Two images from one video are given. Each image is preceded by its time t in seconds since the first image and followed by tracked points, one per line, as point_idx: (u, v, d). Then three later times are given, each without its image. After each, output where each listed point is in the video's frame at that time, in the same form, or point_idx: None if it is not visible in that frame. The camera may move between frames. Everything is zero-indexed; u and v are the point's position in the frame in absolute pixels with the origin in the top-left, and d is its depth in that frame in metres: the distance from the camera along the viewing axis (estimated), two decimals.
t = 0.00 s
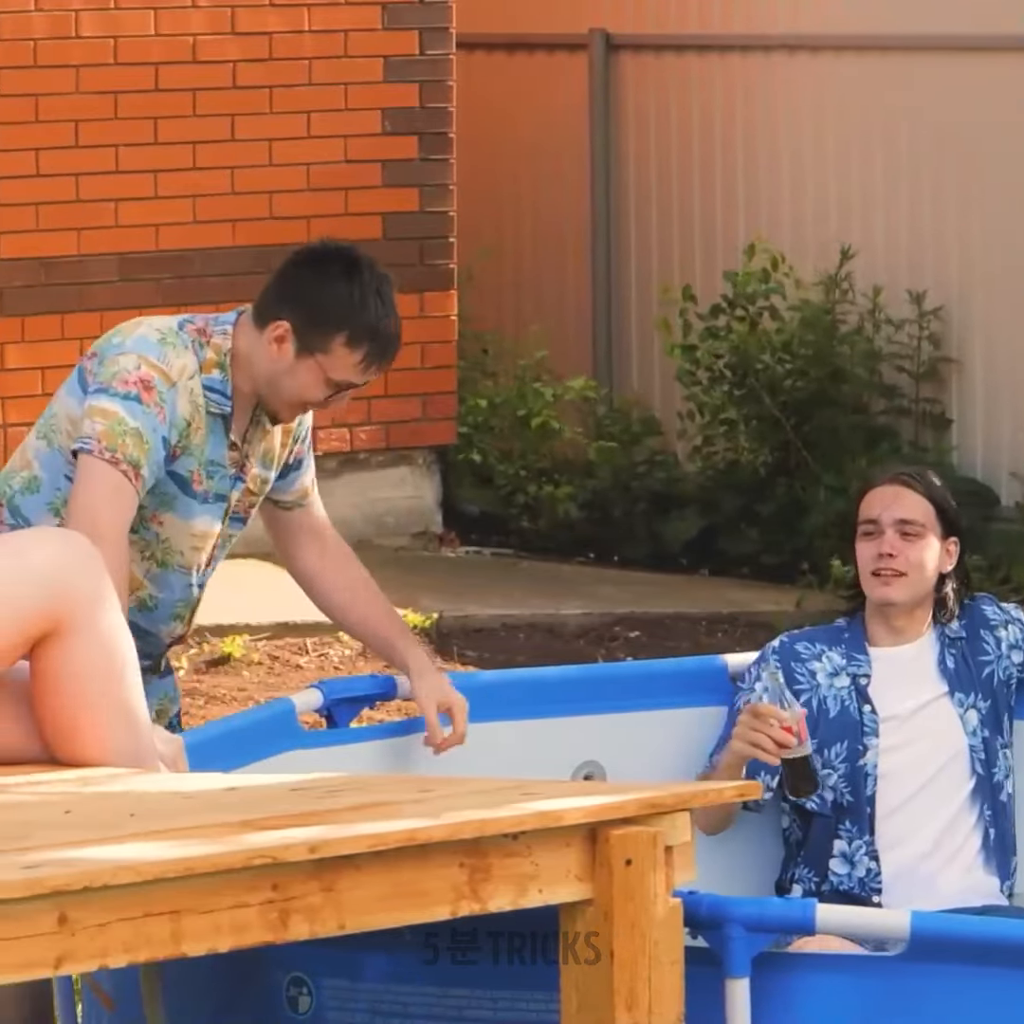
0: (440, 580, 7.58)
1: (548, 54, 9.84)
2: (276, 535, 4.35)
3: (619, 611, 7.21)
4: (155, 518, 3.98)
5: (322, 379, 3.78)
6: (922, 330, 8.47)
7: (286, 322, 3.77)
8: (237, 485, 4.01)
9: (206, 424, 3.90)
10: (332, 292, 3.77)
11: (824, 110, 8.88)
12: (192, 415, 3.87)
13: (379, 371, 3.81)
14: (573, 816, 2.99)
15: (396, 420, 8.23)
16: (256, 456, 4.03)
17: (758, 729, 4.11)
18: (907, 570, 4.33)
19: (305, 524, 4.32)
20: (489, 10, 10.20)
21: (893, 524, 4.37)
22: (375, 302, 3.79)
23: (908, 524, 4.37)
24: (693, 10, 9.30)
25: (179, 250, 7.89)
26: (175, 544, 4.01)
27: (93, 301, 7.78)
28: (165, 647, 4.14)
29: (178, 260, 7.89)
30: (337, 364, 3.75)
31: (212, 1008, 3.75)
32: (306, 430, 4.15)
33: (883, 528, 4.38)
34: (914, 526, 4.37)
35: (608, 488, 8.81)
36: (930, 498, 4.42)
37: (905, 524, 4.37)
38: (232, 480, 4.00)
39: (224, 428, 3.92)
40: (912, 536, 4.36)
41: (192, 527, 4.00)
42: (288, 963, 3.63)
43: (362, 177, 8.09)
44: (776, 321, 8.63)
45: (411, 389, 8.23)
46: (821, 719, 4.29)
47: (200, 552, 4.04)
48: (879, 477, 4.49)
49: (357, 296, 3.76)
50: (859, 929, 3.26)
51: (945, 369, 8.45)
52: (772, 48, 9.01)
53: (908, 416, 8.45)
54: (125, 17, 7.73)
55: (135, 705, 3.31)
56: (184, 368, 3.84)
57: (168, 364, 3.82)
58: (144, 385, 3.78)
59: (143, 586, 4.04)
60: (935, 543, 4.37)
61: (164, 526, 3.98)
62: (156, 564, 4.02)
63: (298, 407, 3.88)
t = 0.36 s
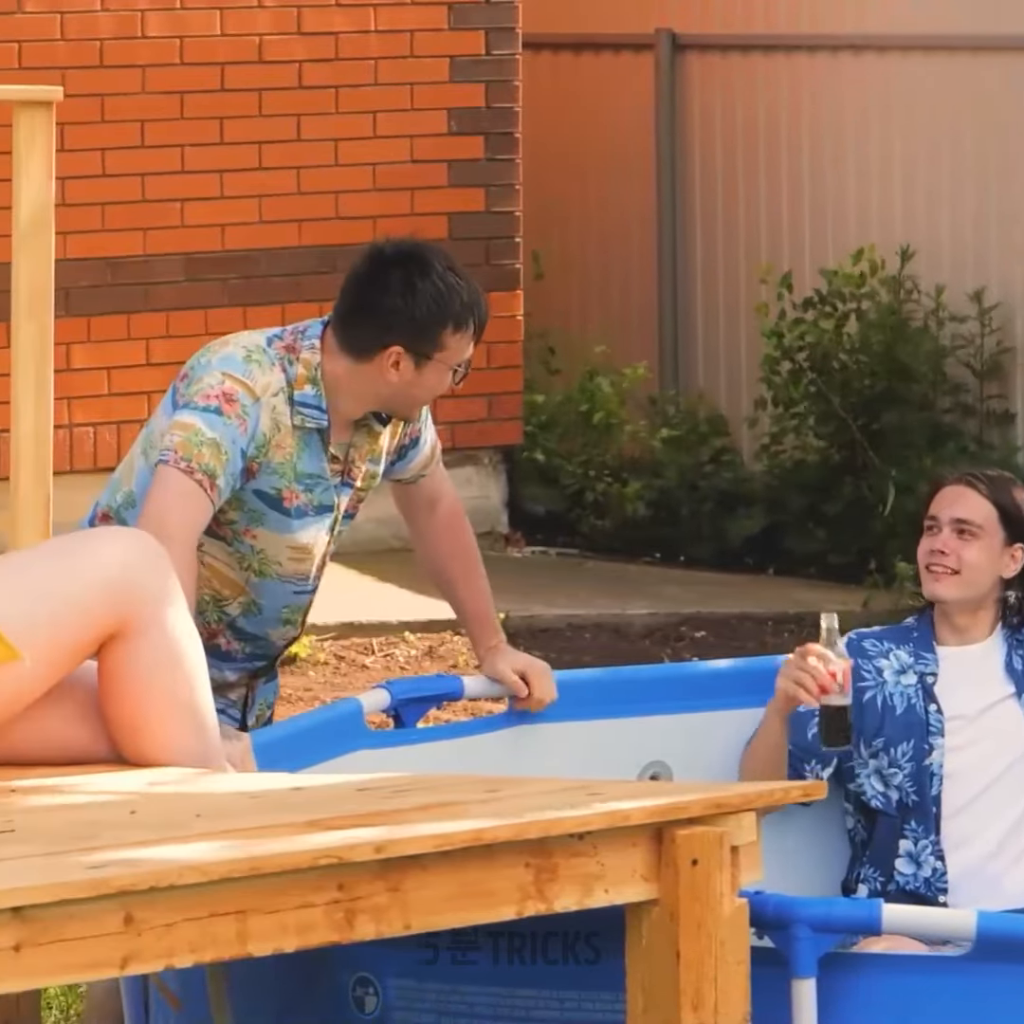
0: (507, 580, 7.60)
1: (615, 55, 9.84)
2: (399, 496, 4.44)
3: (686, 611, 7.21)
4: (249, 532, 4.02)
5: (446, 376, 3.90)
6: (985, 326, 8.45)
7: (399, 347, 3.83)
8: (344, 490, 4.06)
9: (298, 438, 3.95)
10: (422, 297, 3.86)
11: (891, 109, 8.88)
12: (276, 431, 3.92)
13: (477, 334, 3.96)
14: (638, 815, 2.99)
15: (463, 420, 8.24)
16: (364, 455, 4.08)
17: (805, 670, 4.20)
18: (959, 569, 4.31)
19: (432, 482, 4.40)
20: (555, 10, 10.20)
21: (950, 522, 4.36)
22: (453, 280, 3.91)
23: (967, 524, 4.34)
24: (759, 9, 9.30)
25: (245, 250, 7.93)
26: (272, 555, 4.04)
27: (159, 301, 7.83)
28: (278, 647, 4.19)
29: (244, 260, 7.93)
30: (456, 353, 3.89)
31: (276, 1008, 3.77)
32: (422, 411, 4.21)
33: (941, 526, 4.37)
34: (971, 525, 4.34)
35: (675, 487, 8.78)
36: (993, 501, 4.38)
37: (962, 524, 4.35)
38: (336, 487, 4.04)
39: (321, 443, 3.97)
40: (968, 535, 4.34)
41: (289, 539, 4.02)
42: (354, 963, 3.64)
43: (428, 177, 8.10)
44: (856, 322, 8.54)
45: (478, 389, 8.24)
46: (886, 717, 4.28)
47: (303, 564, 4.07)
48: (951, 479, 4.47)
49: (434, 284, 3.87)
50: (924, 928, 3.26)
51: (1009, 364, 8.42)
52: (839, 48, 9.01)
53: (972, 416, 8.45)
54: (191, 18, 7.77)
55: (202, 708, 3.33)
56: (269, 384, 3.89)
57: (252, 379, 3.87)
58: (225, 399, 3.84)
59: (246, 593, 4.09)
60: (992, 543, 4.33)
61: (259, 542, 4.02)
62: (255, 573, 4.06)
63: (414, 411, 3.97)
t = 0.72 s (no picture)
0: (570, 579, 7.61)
1: (679, 54, 9.84)
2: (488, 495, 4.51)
3: (750, 611, 7.21)
4: (310, 520, 4.03)
5: (499, 356, 3.91)
6: None
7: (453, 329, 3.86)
8: (410, 475, 4.08)
9: (360, 423, 3.98)
10: (474, 279, 3.88)
11: (955, 109, 8.98)
12: (338, 416, 3.95)
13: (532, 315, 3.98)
14: (701, 815, 3.00)
15: (526, 420, 8.26)
16: (431, 438, 4.10)
17: (908, 751, 4.16)
18: (1004, 564, 4.30)
19: (514, 472, 4.44)
20: (619, 9, 10.18)
21: (992, 520, 4.34)
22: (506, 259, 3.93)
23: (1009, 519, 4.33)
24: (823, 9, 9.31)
25: (308, 250, 7.96)
26: (336, 542, 4.05)
27: (223, 301, 7.88)
28: (347, 640, 4.19)
29: (308, 260, 7.96)
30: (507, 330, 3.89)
31: (341, 1008, 3.79)
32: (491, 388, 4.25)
33: (984, 524, 4.36)
34: (1012, 520, 4.32)
35: (737, 487, 8.76)
36: None
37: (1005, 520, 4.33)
38: (400, 473, 4.07)
39: (384, 428, 4.01)
40: (1011, 530, 4.32)
41: (354, 525, 4.04)
42: (417, 963, 3.64)
43: (492, 177, 8.12)
44: (900, 321, 8.59)
45: (541, 389, 8.25)
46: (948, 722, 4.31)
47: (369, 551, 4.08)
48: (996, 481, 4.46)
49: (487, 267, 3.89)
50: (989, 929, 3.27)
51: None
52: (902, 48, 9.08)
53: None
54: (255, 18, 7.80)
55: (267, 709, 3.34)
56: (329, 370, 3.92)
57: (313, 366, 3.90)
58: (288, 388, 3.86)
59: (310, 585, 4.09)
60: None
61: (319, 528, 4.03)
62: (319, 561, 4.06)
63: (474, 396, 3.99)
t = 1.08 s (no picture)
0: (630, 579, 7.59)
1: (740, 55, 9.82)
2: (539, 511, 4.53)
3: (810, 611, 7.18)
4: (370, 523, 4.03)
5: (548, 354, 3.93)
6: None
7: (505, 322, 3.88)
8: (470, 481, 4.06)
9: (420, 424, 3.97)
10: (527, 275, 3.93)
11: (1017, 109, 8.94)
12: (398, 417, 3.94)
13: (584, 318, 4.02)
14: (763, 815, 2.98)
15: (587, 420, 8.25)
16: (488, 442, 4.09)
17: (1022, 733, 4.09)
18: None
19: (563, 480, 4.46)
20: (678, 10, 10.15)
21: None
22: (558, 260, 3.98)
23: None
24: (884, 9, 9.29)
25: (368, 250, 7.97)
26: (395, 544, 4.05)
27: (284, 301, 7.89)
28: (403, 645, 4.19)
29: (368, 260, 7.97)
30: (557, 328, 3.93)
31: (402, 1008, 3.77)
32: (545, 391, 4.24)
33: None
34: None
35: (797, 487, 8.81)
36: None
37: None
38: (461, 477, 4.05)
39: (443, 428, 4.00)
40: None
41: (411, 529, 4.04)
42: (478, 962, 3.65)
43: (552, 177, 8.11)
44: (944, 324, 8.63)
45: (601, 389, 8.24)
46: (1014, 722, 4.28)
47: (427, 553, 4.08)
48: None
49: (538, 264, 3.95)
50: None
51: None
52: (963, 48, 9.05)
53: None
54: (315, 17, 7.81)
55: (329, 712, 3.35)
56: (389, 371, 3.91)
57: (373, 367, 3.89)
58: (348, 389, 3.85)
59: (369, 589, 4.10)
60: None
61: (379, 533, 4.03)
62: (379, 566, 4.07)
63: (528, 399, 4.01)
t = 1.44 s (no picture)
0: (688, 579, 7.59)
1: (797, 54, 9.81)
2: (594, 510, 4.53)
3: (868, 611, 7.17)
4: (439, 518, 4.03)
5: (549, 320, 3.93)
6: None
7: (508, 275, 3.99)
8: (535, 474, 4.09)
9: (486, 420, 3.98)
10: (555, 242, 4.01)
11: None
12: (469, 413, 3.95)
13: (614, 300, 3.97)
14: (821, 815, 2.98)
15: (644, 420, 8.24)
16: (551, 437, 4.12)
17: None
18: None
19: (620, 480, 4.46)
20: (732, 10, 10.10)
21: None
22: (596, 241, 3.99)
23: None
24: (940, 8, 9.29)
25: (425, 250, 7.99)
26: (462, 539, 4.06)
27: (341, 301, 7.92)
28: (465, 642, 4.21)
29: (425, 260, 7.99)
30: (557, 293, 3.93)
31: (460, 1008, 3.75)
32: (602, 387, 4.24)
33: None
34: None
35: (857, 486, 8.70)
36: None
37: None
38: (525, 470, 4.07)
39: (507, 421, 4.00)
40: None
41: (480, 523, 4.05)
42: (536, 963, 3.66)
43: (609, 177, 8.12)
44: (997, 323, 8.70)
45: (659, 389, 8.24)
46: None
47: (491, 547, 4.09)
48: None
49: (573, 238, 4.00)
50: None
51: None
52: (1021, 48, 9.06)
53: None
54: (372, 17, 7.82)
55: (386, 710, 3.37)
56: (457, 367, 3.92)
57: (441, 363, 3.90)
58: (418, 387, 3.85)
59: (433, 585, 4.11)
60: None
61: (449, 528, 4.04)
62: (446, 562, 4.08)
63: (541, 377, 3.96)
